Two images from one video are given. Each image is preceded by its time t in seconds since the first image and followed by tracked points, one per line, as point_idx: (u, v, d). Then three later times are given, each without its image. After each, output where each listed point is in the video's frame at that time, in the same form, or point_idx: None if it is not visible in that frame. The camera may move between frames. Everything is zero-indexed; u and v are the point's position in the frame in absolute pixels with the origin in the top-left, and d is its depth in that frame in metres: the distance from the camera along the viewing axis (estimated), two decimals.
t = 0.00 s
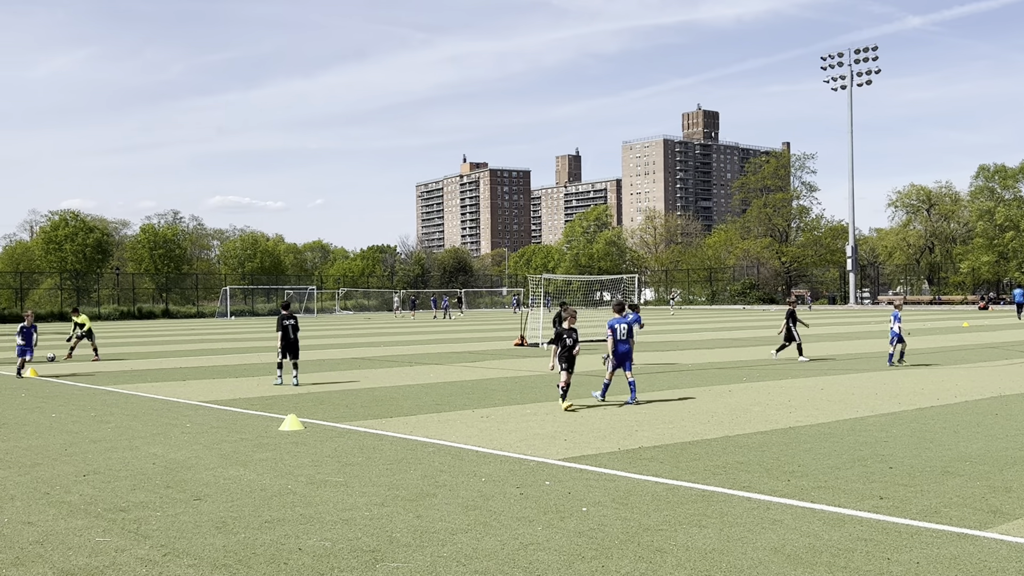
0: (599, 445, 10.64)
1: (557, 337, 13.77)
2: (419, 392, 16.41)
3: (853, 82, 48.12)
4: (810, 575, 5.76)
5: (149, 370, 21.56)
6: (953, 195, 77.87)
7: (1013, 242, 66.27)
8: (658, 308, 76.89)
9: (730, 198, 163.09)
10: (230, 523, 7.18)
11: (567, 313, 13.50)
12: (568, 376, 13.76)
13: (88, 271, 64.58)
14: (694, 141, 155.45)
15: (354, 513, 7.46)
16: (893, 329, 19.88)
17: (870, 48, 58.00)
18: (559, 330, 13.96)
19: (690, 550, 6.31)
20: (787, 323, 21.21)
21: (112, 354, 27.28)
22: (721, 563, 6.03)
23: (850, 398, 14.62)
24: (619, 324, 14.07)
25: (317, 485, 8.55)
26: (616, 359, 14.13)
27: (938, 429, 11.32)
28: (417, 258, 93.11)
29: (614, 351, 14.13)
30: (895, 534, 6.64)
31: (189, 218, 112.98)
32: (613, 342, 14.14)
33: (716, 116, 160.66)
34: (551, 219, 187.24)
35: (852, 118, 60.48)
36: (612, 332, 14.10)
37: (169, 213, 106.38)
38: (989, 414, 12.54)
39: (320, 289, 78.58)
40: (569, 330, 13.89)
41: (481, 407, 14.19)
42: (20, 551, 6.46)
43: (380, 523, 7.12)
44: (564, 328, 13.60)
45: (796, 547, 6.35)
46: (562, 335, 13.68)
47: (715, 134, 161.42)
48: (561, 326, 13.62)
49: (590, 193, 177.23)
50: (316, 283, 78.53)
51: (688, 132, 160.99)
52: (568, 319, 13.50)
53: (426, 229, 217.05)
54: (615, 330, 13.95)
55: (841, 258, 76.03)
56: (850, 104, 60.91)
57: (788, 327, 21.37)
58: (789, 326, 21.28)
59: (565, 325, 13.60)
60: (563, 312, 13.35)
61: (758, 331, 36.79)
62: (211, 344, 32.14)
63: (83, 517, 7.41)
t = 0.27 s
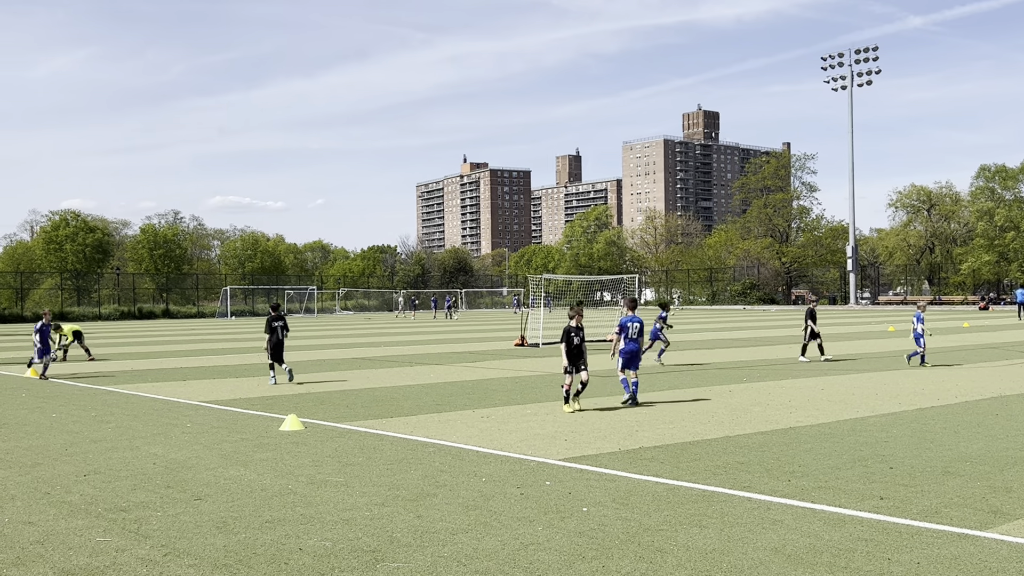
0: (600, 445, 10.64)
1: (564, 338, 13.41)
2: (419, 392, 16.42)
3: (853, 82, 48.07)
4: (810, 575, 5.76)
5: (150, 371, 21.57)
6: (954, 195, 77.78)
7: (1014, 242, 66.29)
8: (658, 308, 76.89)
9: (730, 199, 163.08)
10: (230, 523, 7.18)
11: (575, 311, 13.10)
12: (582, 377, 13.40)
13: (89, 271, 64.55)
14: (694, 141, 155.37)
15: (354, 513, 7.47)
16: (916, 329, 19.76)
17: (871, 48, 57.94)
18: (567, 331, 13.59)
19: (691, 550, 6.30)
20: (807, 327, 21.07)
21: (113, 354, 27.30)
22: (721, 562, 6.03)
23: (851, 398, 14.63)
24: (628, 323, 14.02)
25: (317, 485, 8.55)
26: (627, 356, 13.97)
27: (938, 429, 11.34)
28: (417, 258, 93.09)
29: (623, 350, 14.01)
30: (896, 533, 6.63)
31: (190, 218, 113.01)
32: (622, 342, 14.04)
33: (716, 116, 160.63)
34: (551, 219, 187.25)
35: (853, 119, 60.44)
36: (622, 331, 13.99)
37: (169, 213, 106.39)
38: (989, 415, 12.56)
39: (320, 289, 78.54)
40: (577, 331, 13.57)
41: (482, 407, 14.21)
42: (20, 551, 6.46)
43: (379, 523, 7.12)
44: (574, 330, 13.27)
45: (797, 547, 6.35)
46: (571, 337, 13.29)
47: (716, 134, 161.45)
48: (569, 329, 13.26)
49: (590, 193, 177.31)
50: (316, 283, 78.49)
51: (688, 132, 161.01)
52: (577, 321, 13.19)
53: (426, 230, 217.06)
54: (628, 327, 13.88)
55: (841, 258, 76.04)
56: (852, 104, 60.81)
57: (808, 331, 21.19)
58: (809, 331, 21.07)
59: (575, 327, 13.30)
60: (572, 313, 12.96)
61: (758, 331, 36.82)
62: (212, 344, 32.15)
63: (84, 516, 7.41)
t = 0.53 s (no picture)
0: (600, 445, 10.65)
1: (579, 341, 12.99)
2: (419, 392, 16.45)
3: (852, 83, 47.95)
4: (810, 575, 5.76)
5: (151, 371, 21.60)
6: (954, 196, 77.76)
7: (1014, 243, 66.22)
8: (658, 308, 76.84)
9: (730, 199, 163.02)
10: (230, 523, 7.18)
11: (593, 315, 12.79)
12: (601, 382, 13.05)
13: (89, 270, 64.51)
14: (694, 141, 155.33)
15: (354, 513, 7.47)
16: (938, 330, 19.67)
17: (872, 49, 57.84)
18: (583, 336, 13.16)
19: (691, 551, 6.30)
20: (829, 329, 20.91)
21: (113, 354, 27.33)
22: (721, 563, 6.03)
23: (852, 398, 14.66)
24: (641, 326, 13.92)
25: (317, 485, 8.56)
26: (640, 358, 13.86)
27: (938, 430, 11.35)
28: (417, 258, 93.03)
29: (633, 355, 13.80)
30: (895, 534, 6.64)
31: (190, 218, 113.06)
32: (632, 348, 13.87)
33: (716, 116, 160.58)
34: (551, 219, 187.24)
35: (853, 119, 60.36)
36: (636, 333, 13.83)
37: (170, 213, 106.42)
38: (989, 415, 12.57)
39: (320, 289, 78.51)
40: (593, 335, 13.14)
41: (482, 408, 14.23)
42: (21, 551, 6.46)
43: (380, 523, 7.12)
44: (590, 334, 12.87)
45: (797, 548, 6.35)
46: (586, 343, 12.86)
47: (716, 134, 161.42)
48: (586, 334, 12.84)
49: (590, 193, 177.29)
50: (317, 283, 78.46)
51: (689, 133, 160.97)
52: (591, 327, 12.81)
53: (427, 230, 217.10)
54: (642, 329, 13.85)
55: (841, 258, 76.00)
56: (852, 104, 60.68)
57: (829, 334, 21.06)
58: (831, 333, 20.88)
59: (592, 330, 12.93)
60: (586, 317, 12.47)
61: (758, 332, 36.86)
62: (213, 344, 32.19)
63: (84, 516, 7.41)
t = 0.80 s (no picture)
0: (601, 445, 10.65)
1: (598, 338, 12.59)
2: (420, 392, 16.47)
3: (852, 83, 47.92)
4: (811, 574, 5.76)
5: (151, 370, 21.64)
6: (954, 196, 77.70)
7: (1015, 243, 66.16)
8: (658, 308, 76.84)
9: (731, 199, 162.92)
10: (231, 524, 7.18)
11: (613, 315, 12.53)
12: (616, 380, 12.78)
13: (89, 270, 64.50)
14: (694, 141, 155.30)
15: (354, 513, 7.47)
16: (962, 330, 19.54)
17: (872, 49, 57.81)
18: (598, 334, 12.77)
19: (690, 551, 6.30)
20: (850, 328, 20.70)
21: (114, 354, 27.38)
22: (722, 563, 6.03)
23: (853, 398, 14.65)
24: (657, 324, 13.66)
25: (317, 485, 8.56)
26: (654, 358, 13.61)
27: (939, 430, 11.35)
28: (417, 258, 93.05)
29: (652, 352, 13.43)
30: (895, 534, 6.64)
31: (190, 218, 113.09)
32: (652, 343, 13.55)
33: (717, 116, 160.50)
34: (551, 219, 187.24)
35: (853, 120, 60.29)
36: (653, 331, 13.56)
37: (170, 213, 106.45)
38: (989, 415, 12.57)
39: (320, 289, 78.54)
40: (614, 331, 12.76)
41: (482, 408, 14.25)
42: (21, 551, 6.46)
43: (380, 523, 7.12)
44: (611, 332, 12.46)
45: (797, 548, 6.36)
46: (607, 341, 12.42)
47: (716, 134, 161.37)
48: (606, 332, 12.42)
49: (590, 193, 177.24)
50: (317, 283, 78.49)
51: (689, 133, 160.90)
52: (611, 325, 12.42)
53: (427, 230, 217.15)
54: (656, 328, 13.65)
55: (842, 258, 75.93)
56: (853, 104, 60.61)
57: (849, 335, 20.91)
58: (853, 333, 20.74)
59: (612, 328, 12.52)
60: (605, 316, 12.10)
61: (759, 332, 36.86)
62: (213, 344, 32.23)
63: (84, 517, 7.41)
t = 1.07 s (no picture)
0: (601, 445, 10.64)
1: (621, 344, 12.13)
2: (420, 392, 16.45)
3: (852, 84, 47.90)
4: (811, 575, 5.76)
5: (151, 370, 21.65)
6: (954, 195, 77.71)
7: (1015, 242, 66.17)
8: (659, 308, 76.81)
9: (731, 198, 162.87)
10: (231, 523, 7.18)
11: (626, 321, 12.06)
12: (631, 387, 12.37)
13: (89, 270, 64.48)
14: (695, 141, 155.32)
15: (355, 513, 7.47)
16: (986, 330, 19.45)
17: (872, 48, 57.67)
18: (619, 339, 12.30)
19: (691, 551, 6.29)
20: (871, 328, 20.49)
21: (115, 354, 27.41)
22: (722, 563, 6.03)
23: (853, 398, 14.63)
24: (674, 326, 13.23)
25: (318, 485, 8.56)
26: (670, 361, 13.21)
27: (940, 430, 11.32)
28: (417, 258, 93.05)
29: (669, 355, 13.08)
30: (896, 534, 6.64)
31: (190, 219, 113.08)
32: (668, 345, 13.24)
33: (717, 116, 160.42)
34: (552, 219, 187.24)
35: (853, 119, 60.19)
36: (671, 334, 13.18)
37: (170, 213, 106.49)
38: (990, 415, 12.53)
39: (320, 289, 78.52)
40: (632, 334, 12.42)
41: (483, 408, 14.23)
42: (21, 551, 6.47)
43: (381, 523, 7.13)
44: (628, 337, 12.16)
45: (798, 548, 6.35)
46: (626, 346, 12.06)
47: (716, 134, 161.29)
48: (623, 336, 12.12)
49: (591, 193, 177.23)
50: (317, 283, 78.47)
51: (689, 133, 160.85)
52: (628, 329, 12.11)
53: (427, 230, 217.16)
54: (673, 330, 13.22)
55: (842, 258, 75.90)
56: (853, 105, 60.49)
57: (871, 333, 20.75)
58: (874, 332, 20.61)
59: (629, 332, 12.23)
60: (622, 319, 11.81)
61: (759, 332, 36.86)
62: (214, 344, 32.24)
63: (85, 517, 7.42)
